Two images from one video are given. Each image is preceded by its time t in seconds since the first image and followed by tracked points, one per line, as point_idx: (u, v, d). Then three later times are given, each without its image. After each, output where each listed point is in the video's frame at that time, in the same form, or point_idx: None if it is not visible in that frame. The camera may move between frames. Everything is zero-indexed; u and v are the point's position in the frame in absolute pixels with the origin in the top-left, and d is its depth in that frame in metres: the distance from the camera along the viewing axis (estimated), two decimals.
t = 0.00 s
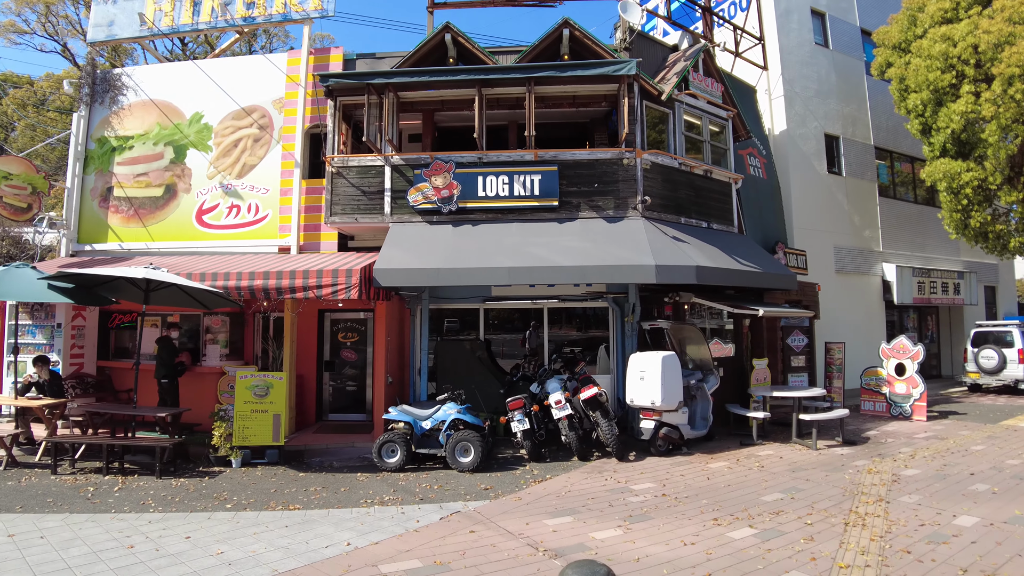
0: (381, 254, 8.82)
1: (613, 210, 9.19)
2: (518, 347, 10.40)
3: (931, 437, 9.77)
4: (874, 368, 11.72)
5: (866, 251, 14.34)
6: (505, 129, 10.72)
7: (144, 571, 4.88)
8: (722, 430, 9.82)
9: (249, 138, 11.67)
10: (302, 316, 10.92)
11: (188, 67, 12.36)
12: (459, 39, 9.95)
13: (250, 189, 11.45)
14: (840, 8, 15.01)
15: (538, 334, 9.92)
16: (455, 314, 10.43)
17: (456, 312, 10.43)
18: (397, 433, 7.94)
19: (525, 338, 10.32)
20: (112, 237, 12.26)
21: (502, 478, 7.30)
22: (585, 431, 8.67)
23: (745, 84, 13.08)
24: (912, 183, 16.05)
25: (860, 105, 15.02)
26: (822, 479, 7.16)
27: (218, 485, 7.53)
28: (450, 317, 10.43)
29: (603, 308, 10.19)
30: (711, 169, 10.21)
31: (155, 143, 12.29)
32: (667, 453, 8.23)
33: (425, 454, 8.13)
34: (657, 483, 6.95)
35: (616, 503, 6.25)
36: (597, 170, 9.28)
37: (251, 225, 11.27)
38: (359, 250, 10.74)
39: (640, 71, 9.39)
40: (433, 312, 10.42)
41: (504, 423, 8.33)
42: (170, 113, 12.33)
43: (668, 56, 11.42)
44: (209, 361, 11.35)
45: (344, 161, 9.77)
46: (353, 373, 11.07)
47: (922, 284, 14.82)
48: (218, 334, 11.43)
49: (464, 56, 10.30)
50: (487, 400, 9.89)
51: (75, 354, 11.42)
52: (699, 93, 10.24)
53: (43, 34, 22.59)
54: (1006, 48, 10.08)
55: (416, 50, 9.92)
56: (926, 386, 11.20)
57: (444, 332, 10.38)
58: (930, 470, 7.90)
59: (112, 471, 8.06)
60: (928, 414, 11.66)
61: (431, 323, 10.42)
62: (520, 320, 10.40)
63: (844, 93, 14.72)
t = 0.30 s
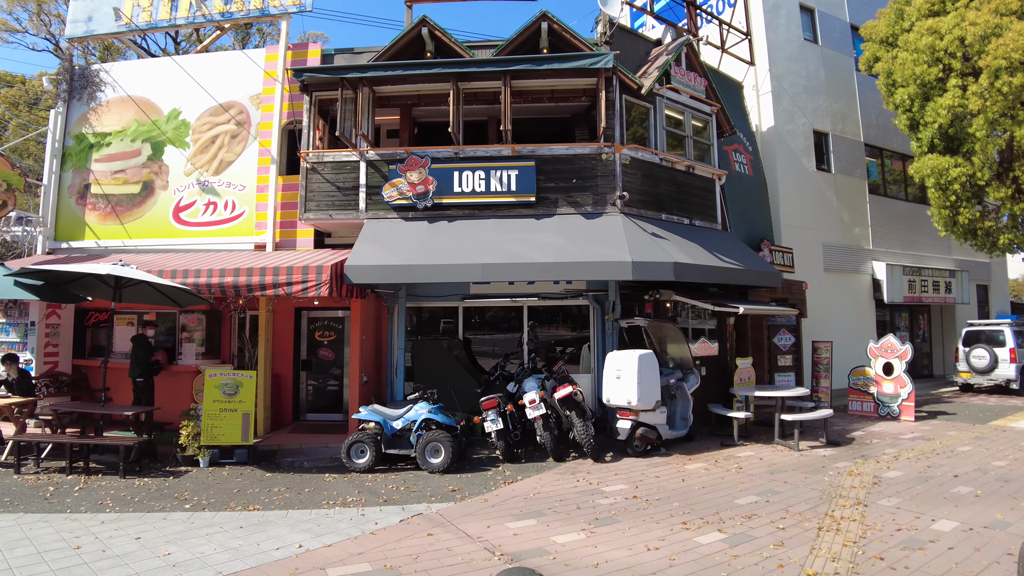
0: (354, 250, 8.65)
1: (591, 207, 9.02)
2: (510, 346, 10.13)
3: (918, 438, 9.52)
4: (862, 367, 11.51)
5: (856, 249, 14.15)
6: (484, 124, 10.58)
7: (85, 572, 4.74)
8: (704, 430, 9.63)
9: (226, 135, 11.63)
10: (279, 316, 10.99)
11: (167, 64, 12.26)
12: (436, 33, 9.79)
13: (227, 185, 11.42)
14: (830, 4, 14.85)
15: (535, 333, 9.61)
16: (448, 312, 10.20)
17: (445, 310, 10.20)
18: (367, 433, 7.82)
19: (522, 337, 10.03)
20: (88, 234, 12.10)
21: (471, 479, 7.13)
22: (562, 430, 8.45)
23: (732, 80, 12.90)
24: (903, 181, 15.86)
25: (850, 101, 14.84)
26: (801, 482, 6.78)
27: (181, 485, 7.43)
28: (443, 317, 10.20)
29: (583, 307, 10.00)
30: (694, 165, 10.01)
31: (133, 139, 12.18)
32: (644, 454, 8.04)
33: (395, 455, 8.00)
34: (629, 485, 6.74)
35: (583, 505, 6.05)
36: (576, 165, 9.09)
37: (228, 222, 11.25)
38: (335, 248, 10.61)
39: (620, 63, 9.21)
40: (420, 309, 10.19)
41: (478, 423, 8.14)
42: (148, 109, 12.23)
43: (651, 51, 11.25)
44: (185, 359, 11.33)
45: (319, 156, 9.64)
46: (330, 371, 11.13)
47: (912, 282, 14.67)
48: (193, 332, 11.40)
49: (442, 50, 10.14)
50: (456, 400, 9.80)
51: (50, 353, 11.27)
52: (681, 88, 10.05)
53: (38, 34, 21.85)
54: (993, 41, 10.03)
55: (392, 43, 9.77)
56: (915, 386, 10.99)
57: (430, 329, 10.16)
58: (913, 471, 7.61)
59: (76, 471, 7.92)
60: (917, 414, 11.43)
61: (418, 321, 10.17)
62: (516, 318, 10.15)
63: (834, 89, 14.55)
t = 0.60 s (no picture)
0: (326, 253, 8.50)
1: (570, 207, 8.80)
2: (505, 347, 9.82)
3: (907, 445, 9.02)
4: (851, 371, 11.26)
5: (846, 251, 13.94)
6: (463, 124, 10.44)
7: None
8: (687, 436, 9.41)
9: (202, 136, 11.55)
10: (255, 320, 10.97)
11: (146, 65, 12.13)
12: (412, 31, 9.61)
13: (203, 187, 11.33)
14: (819, 3, 14.66)
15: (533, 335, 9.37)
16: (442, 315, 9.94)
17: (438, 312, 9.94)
18: (336, 440, 7.66)
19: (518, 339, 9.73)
20: (64, 237, 11.89)
21: (439, 489, 6.96)
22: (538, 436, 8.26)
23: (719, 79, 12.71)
24: (895, 182, 15.66)
25: (840, 101, 14.64)
26: (781, 491, 6.53)
27: (143, 493, 7.25)
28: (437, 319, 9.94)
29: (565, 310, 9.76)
30: (677, 166, 9.78)
31: (109, 141, 12.01)
32: (622, 461, 7.83)
33: (366, 463, 7.79)
34: (603, 495, 6.48)
35: (551, 517, 5.82)
36: (554, 166, 8.89)
37: (204, 225, 11.16)
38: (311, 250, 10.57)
39: (599, 62, 9.02)
40: (415, 311, 9.96)
41: (451, 430, 7.92)
42: (125, 110, 12.09)
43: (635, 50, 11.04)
44: (160, 364, 11.21)
45: (292, 157, 9.54)
46: (307, 375, 11.06)
47: (904, 284, 14.48)
48: (169, 336, 11.27)
49: (419, 49, 9.96)
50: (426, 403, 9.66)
51: (23, 357, 11.06)
52: (663, 87, 9.86)
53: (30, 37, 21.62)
54: (980, 37, 9.83)
55: (368, 42, 9.62)
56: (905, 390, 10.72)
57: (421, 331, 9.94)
58: (898, 481, 6.97)
59: (38, 479, 7.70)
60: (907, 419, 11.15)
61: (410, 323, 9.97)
62: (514, 321, 9.87)
63: (823, 89, 14.36)
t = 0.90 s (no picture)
0: (301, 248, 8.30)
1: (554, 201, 8.54)
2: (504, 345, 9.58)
3: (902, 447, 8.47)
4: (846, 370, 10.86)
5: (842, 247, 13.67)
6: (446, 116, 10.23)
7: None
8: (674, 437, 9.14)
9: (181, 129, 11.37)
10: (234, 317, 10.87)
11: (126, 58, 11.92)
12: (392, 21, 9.39)
13: (182, 181, 11.16)
14: None
15: (532, 334, 9.11)
16: (438, 313, 9.72)
17: (435, 311, 9.73)
18: (308, 440, 7.48)
19: (517, 338, 9.54)
20: (41, 232, 11.65)
21: (411, 492, 6.75)
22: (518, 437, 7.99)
23: (711, 71, 12.44)
24: (892, 178, 15.38)
25: (836, 95, 14.36)
26: (767, 495, 6.14)
27: (105, 495, 7.05)
28: (433, 318, 9.71)
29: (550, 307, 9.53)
30: (666, 159, 9.49)
31: (88, 134, 11.78)
32: (605, 463, 7.51)
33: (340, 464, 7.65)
34: (581, 498, 6.20)
35: (524, 522, 5.55)
36: (537, 158, 8.62)
37: (183, 219, 10.99)
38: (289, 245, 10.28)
39: (584, 50, 8.77)
40: (412, 309, 9.76)
41: (428, 430, 7.66)
42: (103, 103, 11.86)
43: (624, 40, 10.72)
44: (138, 361, 11.06)
45: (269, 150, 9.37)
46: (287, 373, 10.93)
47: (901, 282, 14.23)
48: (146, 333, 11.11)
49: (401, 39, 9.73)
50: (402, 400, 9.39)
51: None
52: (651, 77, 9.61)
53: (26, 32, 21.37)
54: (978, 25, 9.65)
55: (347, 32, 9.41)
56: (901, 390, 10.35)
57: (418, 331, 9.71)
58: (889, 486, 6.36)
59: None
60: (903, 419, 10.82)
61: (407, 323, 9.75)
62: (513, 318, 9.62)
63: (819, 82, 14.08)
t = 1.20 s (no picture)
0: (276, 243, 8.08)
1: (536, 196, 8.27)
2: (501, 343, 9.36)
3: (895, 450, 8.11)
4: (839, 371, 10.55)
5: (837, 245, 13.41)
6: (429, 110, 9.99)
7: None
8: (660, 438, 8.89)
9: (160, 123, 11.21)
10: (212, 316, 10.75)
11: (105, 51, 11.69)
12: (372, 12, 9.20)
13: (160, 176, 11.01)
14: None
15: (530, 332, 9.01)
16: (433, 311, 9.50)
17: (432, 308, 9.50)
18: (279, 443, 7.32)
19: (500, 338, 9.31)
20: (18, 228, 11.42)
21: (380, 497, 6.51)
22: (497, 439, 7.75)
23: (703, 65, 12.18)
24: (889, 174, 15.09)
25: (832, 90, 14.08)
26: (751, 503, 5.83)
27: (67, 498, 6.83)
28: (428, 315, 9.51)
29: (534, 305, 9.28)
30: (653, 153, 9.22)
31: (66, 128, 11.54)
32: (586, 466, 7.29)
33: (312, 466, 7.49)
34: (555, 505, 5.96)
35: (493, 530, 5.31)
36: (519, 152, 8.37)
37: (161, 215, 10.83)
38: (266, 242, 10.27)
39: (568, 42, 8.51)
40: (409, 307, 9.53)
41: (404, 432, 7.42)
42: (82, 97, 11.63)
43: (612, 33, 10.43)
44: (115, 359, 10.91)
45: (247, 144, 9.38)
46: (267, 371, 10.83)
47: (897, 280, 13.95)
48: (124, 331, 10.95)
49: (381, 31, 9.50)
50: (373, 398, 9.21)
51: None
52: (639, 70, 9.30)
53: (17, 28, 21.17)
54: (974, 16, 9.40)
55: (325, 23, 9.21)
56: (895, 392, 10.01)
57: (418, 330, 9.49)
58: (878, 493, 6.08)
59: None
60: (897, 421, 10.53)
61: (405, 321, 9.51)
62: (511, 317, 9.37)
63: (814, 76, 13.80)
